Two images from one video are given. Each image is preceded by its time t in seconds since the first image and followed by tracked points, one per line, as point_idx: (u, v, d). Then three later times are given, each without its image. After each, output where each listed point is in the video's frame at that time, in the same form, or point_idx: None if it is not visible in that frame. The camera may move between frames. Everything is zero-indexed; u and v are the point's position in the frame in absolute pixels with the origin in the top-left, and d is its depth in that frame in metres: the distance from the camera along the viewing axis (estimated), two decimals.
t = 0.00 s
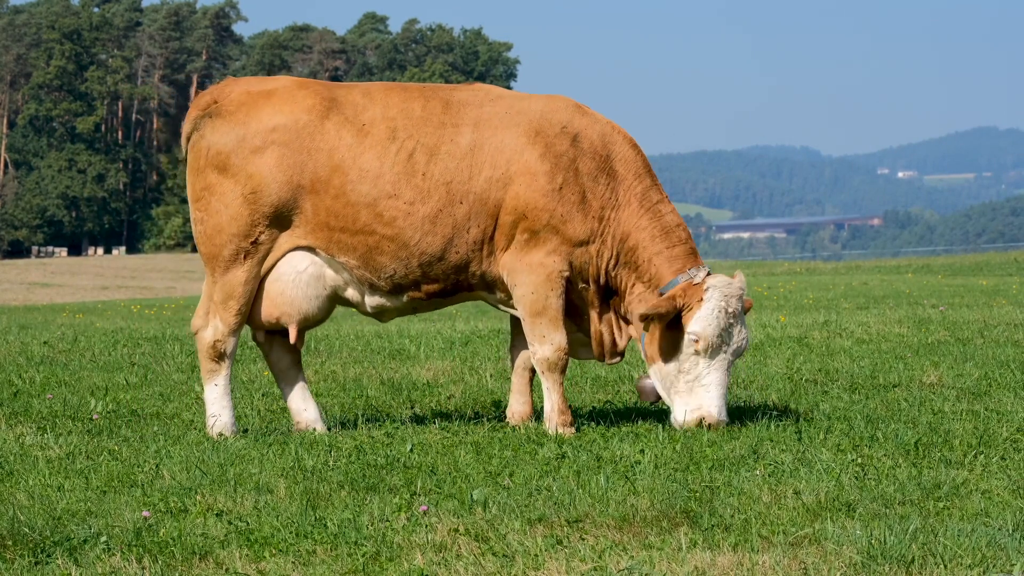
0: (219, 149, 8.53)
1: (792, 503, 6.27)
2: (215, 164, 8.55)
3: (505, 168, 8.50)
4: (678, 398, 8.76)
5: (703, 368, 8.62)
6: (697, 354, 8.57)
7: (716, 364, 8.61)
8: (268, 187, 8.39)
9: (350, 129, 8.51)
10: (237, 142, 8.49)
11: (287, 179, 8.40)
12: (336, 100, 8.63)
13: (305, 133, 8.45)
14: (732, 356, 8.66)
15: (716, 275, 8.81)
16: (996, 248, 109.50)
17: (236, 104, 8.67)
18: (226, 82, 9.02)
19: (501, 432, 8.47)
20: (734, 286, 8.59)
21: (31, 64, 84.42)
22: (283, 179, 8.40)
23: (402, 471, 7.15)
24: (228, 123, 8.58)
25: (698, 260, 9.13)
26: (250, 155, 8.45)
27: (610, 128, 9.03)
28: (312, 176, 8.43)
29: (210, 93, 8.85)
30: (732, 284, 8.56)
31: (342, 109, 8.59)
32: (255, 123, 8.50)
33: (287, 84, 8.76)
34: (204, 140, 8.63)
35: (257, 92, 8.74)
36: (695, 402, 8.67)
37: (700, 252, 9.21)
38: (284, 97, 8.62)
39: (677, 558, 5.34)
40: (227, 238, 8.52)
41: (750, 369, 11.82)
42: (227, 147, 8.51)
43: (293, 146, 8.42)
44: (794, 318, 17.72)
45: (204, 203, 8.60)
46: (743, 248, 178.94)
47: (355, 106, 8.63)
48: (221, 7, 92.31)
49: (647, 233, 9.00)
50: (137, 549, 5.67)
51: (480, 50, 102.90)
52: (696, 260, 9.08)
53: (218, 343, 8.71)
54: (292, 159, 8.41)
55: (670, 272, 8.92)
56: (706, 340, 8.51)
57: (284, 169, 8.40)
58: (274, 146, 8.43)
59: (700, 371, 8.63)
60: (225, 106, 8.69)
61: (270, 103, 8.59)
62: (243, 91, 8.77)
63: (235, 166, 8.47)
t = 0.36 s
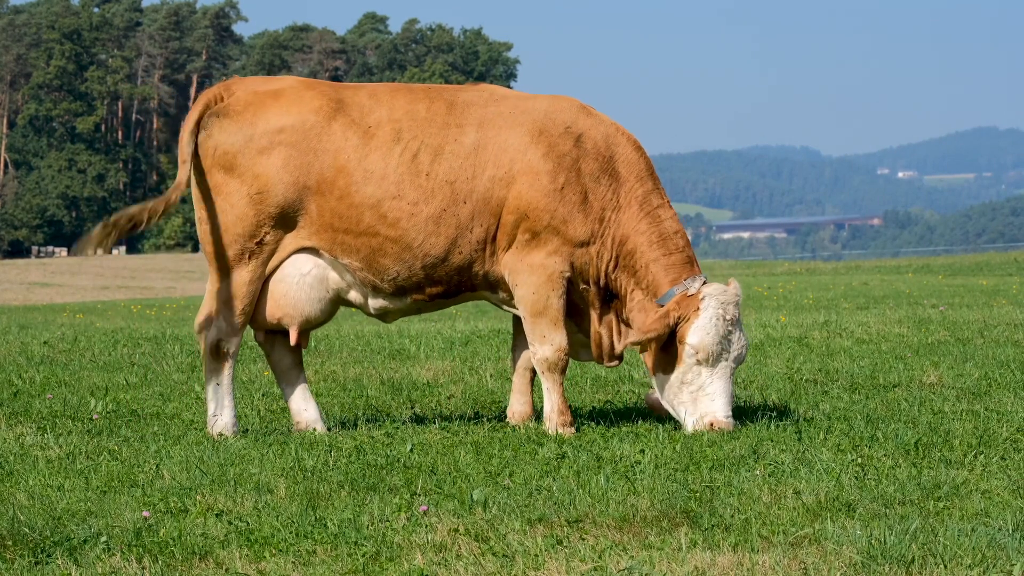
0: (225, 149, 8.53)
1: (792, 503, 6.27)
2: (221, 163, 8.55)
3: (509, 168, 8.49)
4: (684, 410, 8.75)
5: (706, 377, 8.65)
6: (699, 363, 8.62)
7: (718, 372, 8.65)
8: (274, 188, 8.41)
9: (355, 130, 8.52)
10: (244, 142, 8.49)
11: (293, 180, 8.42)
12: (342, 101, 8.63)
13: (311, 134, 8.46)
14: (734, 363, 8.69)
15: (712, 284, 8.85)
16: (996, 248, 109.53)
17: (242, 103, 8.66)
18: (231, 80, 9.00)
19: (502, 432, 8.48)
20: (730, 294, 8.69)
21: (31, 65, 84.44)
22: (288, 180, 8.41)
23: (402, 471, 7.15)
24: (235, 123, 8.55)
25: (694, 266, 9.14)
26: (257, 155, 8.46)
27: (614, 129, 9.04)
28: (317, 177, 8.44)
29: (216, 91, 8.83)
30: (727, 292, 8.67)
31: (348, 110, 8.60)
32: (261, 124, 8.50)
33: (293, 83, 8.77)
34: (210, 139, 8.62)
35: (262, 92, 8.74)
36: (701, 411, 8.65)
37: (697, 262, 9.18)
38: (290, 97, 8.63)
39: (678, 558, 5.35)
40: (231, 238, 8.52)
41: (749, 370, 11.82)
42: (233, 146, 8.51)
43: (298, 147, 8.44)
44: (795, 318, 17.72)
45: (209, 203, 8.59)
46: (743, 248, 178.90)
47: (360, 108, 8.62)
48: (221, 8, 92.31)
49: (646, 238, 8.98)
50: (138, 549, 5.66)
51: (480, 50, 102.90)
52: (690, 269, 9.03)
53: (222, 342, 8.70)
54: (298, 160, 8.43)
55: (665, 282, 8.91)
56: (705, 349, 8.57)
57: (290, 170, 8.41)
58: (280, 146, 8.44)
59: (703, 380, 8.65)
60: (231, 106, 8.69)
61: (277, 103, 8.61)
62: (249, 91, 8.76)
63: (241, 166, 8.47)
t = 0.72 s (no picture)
0: (226, 149, 8.56)
1: (792, 503, 6.27)
2: (222, 163, 8.57)
3: (509, 167, 8.48)
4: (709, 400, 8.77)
5: (733, 368, 8.64)
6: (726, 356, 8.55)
7: (744, 362, 8.62)
8: (273, 187, 8.41)
9: (355, 130, 8.53)
10: (244, 141, 8.52)
11: (292, 180, 8.42)
12: (342, 102, 8.66)
13: (310, 134, 8.48)
14: (758, 352, 8.66)
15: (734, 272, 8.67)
16: (996, 248, 109.54)
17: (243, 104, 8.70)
18: (234, 81, 9.05)
19: (502, 432, 8.48)
20: (754, 284, 8.45)
21: (31, 65, 84.44)
22: (288, 180, 8.42)
23: (402, 471, 7.16)
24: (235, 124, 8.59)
25: (710, 258, 9.10)
26: (257, 155, 8.48)
27: (617, 127, 9.02)
28: (317, 177, 8.44)
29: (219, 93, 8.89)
30: (751, 283, 8.41)
31: (348, 111, 8.62)
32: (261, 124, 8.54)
33: (294, 84, 8.80)
34: (211, 140, 8.66)
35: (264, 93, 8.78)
36: (728, 402, 8.70)
37: (710, 254, 9.16)
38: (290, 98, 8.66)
39: (677, 558, 5.35)
40: (232, 237, 8.52)
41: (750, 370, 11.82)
42: (233, 146, 8.54)
43: (298, 147, 8.45)
44: (795, 318, 17.72)
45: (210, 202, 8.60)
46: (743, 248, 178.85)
47: (360, 108, 8.65)
48: (221, 8, 92.32)
49: (657, 234, 8.98)
50: (138, 549, 5.67)
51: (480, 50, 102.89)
52: (706, 258, 9.04)
53: (222, 341, 8.70)
54: (298, 159, 8.44)
55: (683, 273, 8.87)
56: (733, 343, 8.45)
57: (290, 169, 8.42)
58: (280, 146, 8.46)
59: (729, 372, 8.65)
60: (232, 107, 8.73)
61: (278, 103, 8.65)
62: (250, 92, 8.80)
63: (241, 165, 8.49)
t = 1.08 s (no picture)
0: (228, 148, 8.56)
1: (792, 503, 6.27)
2: (223, 162, 8.57)
3: (511, 167, 8.48)
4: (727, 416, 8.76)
5: (743, 381, 8.64)
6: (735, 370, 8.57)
7: (754, 373, 8.63)
8: (275, 187, 8.41)
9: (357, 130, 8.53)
10: (246, 140, 8.51)
11: (294, 180, 8.43)
12: (344, 101, 8.65)
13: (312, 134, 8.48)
14: (765, 360, 8.69)
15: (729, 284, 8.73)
16: (996, 248, 109.55)
17: (245, 103, 8.70)
18: (237, 79, 9.03)
19: (501, 432, 8.48)
20: (750, 294, 8.52)
21: (31, 65, 84.45)
22: (289, 180, 8.42)
23: (402, 471, 7.15)
24: (237, 124, 8.59)
25: (708, 270, 9.09)
26: (259, 154, 8.48)
27: (620, 129, 9.02)
28: (318, 177, 8.45)
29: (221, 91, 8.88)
30: (746, 294, 8.46)
31: (350, 110, 8.61)
32: (263, 124, 8.53)
33: (297, 83, 8.79)
34: (213, 139, 8.66)
35: (266, 92, 8.77)
36: (745, 415, 8.68)
37: (709, 264, 9.15)
38: (293, 97, 8.66)
39: (677, 558, 5.35)
40: (233, 236, 8.52)
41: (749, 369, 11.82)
42: (235, 146, 8.54)
43: (300, 147, 8.45)
44: (795, 318, 17.71)
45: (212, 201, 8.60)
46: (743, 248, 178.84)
47: (362, 108, 8.64)
48: (221, 8, 92.34)
49: (660, 237, 8.97)
50: (138, 549, 5.67)
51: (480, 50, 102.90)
52: (704, 272, 9.00)
53: (223, 341, 8.70)
54: (300, 159, 8.44)
55: (680, 288, 8.85)
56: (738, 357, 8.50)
57: (291, 169, 8.43)
58: (282, 146, 8.45)
59: (740, 385, 8.65)
60: (234, 105, 8.72)
61: (280, 103, 8.64)
62: (253, 91, 8.79)
63: (243, 165, 8.49)
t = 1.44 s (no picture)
0: (230, 149, 8.56)
1: (792, 503, 6.27)
2: (226, 163, 8.57)
3: (514, 167, 8.48)
4: (715, 401, 8.74)
5: (737, 367, 8.60)
6: (729, 354, 8.55)
7: (749, 362, 8.59)
8: (277, 187, 8.42)
9: (359, 131, 8.54)
10: (249, 141, 8.52)
11: (296, 180, 8.44)
12: (346, 102, 8.65)
13: (314, 134, 8.49)
14: (764, 353, 8.64)
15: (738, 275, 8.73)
16: (996, 248, 109.52)
17: (248, 104, 8.70)
18: (239, 80, 9.03)
19: (502, 432, 8.47)
20: (757, 284, 8.52)
21: (31, 65, 84.46)
22: (292, 180, 8.43)
23: (402, 471, 7.15)
24: (239, 124, 8.60)
25: (716, 260, 9.13)
26: (262, 155, 8.48)
27: (623, 129, 9.02)
28: (320, 177, 8.47)
29: (224, 91, 8.88)
30: (754, 282, 8.49)
31: (352, 111, 8.62)
32: (266, 124, 8.54)
33: (299, 84, 8.79)
34: (215, 139, 8.66)
35: (268, 92, 8.76)
36: (731, 402, 8.65)
37: (717, 256, 9.19)
38: (295, 98, 8.66)
39: (677, 558, 5.35)
40: (235, 237, 8.52)
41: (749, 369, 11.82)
42: (238, 146, 8.54)
43: (302, 148, 8.46)
44: (795, 318, 17.70)
45: (214, 202, 8.60)
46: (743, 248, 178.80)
47: (364, 109, 8.65)
48: (221, 7, 92.33)
49: (663, 236, 8.97)
50: (138, 549, 5.67)
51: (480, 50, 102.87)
52: (712, 261, 9.06)
53: (224, 341, 8.69)
54: (302, 159, 8.45)
55: (689, 276, 8.88)
56: (735, 341, 8.49)
57: (294, 170, 8.43)
58: (285, 146, 8.46)
59: (733, 372, 8.61)
60: (237, 106, 8.73)
61: (283, 104, 8.64)
62: (255, 91, 8.80)
63: (245, 166, 8.49)
